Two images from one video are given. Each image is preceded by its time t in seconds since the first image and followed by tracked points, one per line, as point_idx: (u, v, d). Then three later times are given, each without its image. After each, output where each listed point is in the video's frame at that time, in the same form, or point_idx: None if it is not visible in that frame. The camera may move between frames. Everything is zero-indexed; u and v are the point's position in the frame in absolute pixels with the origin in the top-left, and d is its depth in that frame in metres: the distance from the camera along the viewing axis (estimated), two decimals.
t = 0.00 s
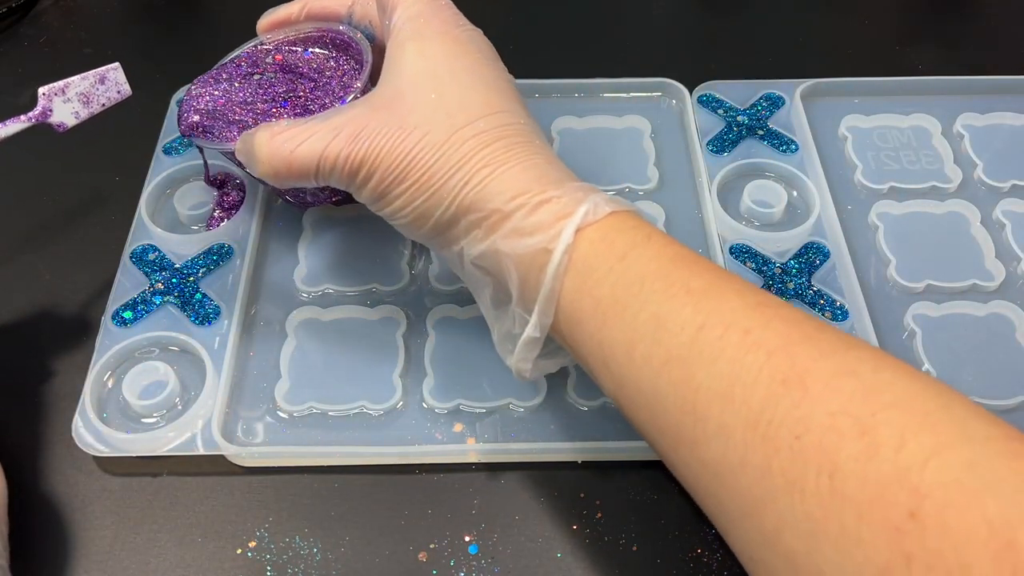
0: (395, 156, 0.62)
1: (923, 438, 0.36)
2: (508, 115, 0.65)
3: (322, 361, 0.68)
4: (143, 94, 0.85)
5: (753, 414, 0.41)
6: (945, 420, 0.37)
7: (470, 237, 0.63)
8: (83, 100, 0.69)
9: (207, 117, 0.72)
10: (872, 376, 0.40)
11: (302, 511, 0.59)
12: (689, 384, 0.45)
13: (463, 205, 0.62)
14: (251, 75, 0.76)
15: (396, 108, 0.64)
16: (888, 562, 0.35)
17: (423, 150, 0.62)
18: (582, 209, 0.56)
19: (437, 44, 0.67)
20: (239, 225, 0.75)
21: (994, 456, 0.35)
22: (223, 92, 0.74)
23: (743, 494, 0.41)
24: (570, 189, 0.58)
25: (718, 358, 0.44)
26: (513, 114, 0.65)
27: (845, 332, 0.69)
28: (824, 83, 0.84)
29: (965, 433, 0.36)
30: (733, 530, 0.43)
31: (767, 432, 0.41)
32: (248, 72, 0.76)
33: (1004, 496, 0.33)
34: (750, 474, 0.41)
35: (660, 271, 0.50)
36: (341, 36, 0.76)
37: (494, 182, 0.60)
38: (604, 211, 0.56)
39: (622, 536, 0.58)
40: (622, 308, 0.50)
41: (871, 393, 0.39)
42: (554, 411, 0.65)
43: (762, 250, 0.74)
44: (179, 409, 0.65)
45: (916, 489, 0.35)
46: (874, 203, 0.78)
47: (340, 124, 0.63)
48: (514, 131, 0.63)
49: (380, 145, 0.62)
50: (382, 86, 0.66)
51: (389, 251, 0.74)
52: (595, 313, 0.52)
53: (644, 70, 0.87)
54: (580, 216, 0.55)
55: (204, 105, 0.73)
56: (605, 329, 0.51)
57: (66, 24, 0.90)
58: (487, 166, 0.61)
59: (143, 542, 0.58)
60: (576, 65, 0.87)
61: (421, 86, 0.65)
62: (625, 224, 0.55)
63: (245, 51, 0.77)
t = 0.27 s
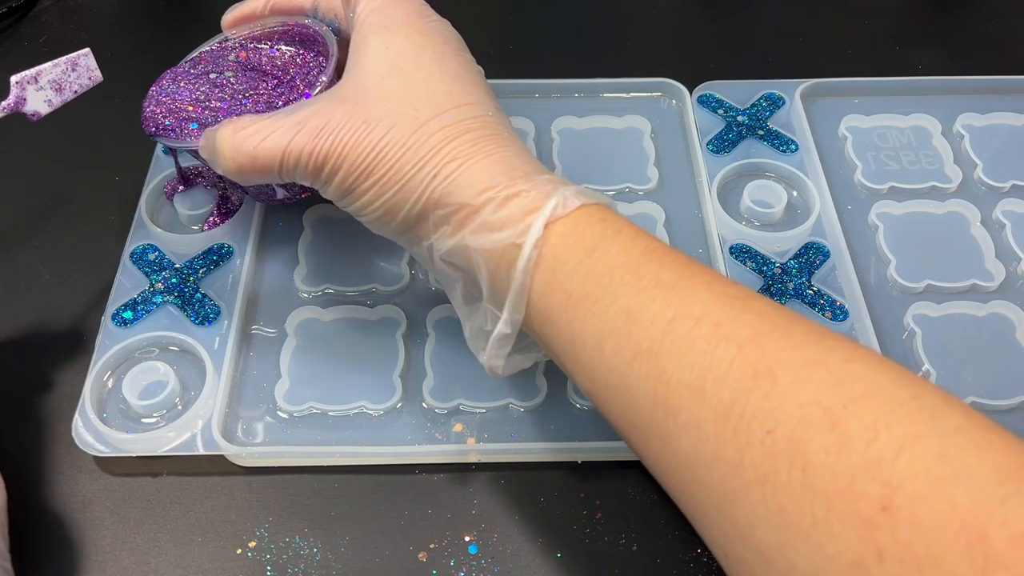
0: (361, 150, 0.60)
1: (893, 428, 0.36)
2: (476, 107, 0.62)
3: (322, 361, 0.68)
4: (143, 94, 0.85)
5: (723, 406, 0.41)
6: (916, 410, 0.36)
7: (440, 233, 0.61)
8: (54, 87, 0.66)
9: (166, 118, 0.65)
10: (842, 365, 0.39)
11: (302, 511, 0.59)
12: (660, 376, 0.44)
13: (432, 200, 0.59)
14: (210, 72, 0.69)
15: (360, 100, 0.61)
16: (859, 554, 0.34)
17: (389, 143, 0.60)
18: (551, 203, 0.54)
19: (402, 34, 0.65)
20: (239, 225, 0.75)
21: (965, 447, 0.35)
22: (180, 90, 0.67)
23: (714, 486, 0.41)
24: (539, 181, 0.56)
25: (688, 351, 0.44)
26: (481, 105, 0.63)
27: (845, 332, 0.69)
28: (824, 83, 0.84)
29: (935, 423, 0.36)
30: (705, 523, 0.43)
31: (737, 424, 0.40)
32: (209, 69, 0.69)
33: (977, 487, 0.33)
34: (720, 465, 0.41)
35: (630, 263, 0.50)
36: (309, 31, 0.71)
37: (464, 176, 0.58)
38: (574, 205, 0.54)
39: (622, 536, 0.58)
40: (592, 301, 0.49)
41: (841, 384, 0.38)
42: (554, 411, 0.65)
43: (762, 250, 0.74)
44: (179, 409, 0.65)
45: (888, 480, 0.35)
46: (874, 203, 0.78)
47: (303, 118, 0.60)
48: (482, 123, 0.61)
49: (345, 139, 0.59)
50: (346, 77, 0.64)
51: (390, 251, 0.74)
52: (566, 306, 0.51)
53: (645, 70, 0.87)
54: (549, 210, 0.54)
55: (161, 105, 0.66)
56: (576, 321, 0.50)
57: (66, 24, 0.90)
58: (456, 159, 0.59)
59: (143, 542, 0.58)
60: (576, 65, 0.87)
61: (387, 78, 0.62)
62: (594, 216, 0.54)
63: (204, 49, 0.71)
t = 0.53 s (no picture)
0: (360, 172, 0.59)
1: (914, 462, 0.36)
2: (475, 126, 0.62)
3: (322, 362, 0.68)
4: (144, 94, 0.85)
5: (743, 439, 0.41)
6: (941, 443, 0.37)
7: (441, 256, 0.60)
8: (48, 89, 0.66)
9: (152, 140, 0.66)
10: (862, 396, 0.40)
11: (302, 511, 0.59)
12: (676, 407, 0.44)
13: (434, 223, 0.59)
14: (194, 90, 0.69)
15: (357, 120, 0.60)
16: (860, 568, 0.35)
17: (389, 166, 0.59)
18: (557, 226, 0.54)
19: (398, 51, 0.63)
20: (239, 225, 0.75)
21: (985, 477, 0.35)
22: (165, 110, 0.68)
23: (734, 518, 0.41)
24: (543, 202, 0.56)
25: (704, 383, 0.43)
26: (480, 123, 0.62)
27: (845, 332, 0.69)
28: (824, 83, 0.84)
29: (960, 455, 0.36)
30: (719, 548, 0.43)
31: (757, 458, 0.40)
32: (193, 86, 0.69)
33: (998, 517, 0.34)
34: (738, 496, 0.41)
35: (640, 289, 0.49)
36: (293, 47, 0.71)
37: (466, 199, 0.57)
38: (580, 228, 0.54)
39: (622, 535, 0.58)
40: (602, 328, 0.49)
41: (863, 416, 0.39)
42: (554, 411, 0.65)
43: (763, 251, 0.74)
44: (179, 409, 0.65)
45: (916, 517, 0.35)
46: (874, 203, 0.78)
47: (300, 139, 0.58)
48: (481, 142, 0.60)
49: (344, 161, 0.58)
50: (341, 95, 0.62)
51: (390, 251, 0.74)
52: (575, 332, 0.51)
53: (645, 70, 0.87)
54: (554, 234, 0.53)
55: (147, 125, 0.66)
56: (586, 348, 0.50)
57: (66, 24, 0.90)
58: (457, 181, 0.58)
59: (143, 542, 0.58)
60: (576, 65, 0.87)
61: (384, 96, 0.61)
62: (603, 240, 0.54)
63: (188, 65, 0.71)
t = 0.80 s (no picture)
0: (393, 186, 0.58)
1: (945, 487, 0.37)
2: (505, 143, 0.61)
3: (323, 362, 0.68)
4: (143, 93, 0.85)
5: (775, 461, 0.41)
6: (970, 468, 0.37)
7: (472, 271, 0.59)
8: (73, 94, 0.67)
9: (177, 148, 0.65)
10: (893, 420, 0.40)
11: (302, 511, 0.59)
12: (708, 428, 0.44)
13: (467, 237, 0.58)
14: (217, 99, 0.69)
15: (388, 135, 0.60)
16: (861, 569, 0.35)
17: (422, 180, 0.58)
18: (591, 242, 0.53)
19: (426, 68, 0.63)
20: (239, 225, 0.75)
21: (1010, 497, 0.35)
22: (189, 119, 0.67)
23: (764, 540, 0.41)
24: (576, 219, 0.56)
25: (736, 404, 0.43)
26: (508, 140, 0.62)
27: (845, 332, 0.69)
28: (823, 83, 0.84)
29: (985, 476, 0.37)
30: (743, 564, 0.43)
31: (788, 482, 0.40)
32: (216, 96, 0.69)
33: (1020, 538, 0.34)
34: (767, 518, 0.41)
35: (670, 308, 0.49)
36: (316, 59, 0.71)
37: (499, 213, 0.57)
38: (613, 245, 0.54)
39: (622, 535, 0.58)
40: (632, 346, 0.49)
41: (895, 439, 0.39)
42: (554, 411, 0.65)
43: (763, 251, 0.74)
44: (179, 409, 0.64)
45: (949, 542, 0.35)
46: (874, 203, 0.78)
47: (333, 152, 0.58)
48: (511, 159, 0.60)
49: (376, 174, 0.58)
50: (371, 112, 0.62)
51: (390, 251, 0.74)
52: (604, 351, 0.50)
53: (645, 70, 0.87)
54: (590, 250, 0.53)
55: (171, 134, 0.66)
56: (616, 367, 0.49)
57: (66, 24, 0.90)
58: (491, 196, 0.58)
59: (143, 542, 0.58)
60: (576, 65, 0.87)
61: (415, 112, 0.61)
62: (630, 259, 0.53)
63: (208, 75, 0.71)
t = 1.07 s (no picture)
0: (398, 173, 0.59)
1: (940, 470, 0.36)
2: (510, 131, 0.62)
3: (323, 361, 0.68)
4: (144, 94, 0.85)
5: (769, 448, 0.41)
6: (964, 459, 0.37)
7: (475, 259, 0.60)
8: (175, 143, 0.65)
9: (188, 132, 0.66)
10: (887, 410, 0.40)
11: (302, 511, 0.59)
12: (701, 409, 0.45)
13: (470, 225, 0.59)
14: (229, 84, 0.70)
15: (395, 123, 0.61)
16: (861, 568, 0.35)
17: (428, 167, 0.59)
18: (594, 231, 0.54)
19: (434, 56, 0.64)
20: (239, 225, 0.75)
21: (1006, 489, 0.35)
22: (201, 102, 0.68)
23: (757, 529, 0.41)
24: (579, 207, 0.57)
25: (733, 391, 0.44)
26: (514, 129, 0.63)
27: (845, 332, 0.69)
28: (824, 83, 0.84)
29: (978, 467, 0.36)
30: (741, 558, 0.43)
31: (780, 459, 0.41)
32: (228, 82, 0.70)
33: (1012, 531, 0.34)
34: (761, 501, 0.41)
35: (669, 297, 0.50)
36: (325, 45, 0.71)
37: (503, 201, 0.58)
38: (616, 234, 0.54)
39: (622, 535, 0.58)
40: (632, 335, 0.49)
41: (889, 429, 0.39)
42: (554, 411, 0.65)
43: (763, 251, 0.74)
44: (179, 409, 0.65)
45: (941, 531, 0.35)
46: (874, 203, 0.78)
47: (340, 138, 0.59)
48: (516, 147, 0.61)
49: (382, 160, 0.59)
50: (378, 99, 0.63)
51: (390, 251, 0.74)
52: (604, 340, 0.51)
53: (645, 70, 0.87)
54: (591, 239, 0.53)
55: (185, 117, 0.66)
56: (615, 356, 0.50)
57: (66, 24, 0.90)
58: (495, 183, 0.58)
59: (143, 542, 0.58)
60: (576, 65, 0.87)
61: (422, 100, 0.62)
62: (631, 248, 0.54)
63: (220, 58, 0.72)
